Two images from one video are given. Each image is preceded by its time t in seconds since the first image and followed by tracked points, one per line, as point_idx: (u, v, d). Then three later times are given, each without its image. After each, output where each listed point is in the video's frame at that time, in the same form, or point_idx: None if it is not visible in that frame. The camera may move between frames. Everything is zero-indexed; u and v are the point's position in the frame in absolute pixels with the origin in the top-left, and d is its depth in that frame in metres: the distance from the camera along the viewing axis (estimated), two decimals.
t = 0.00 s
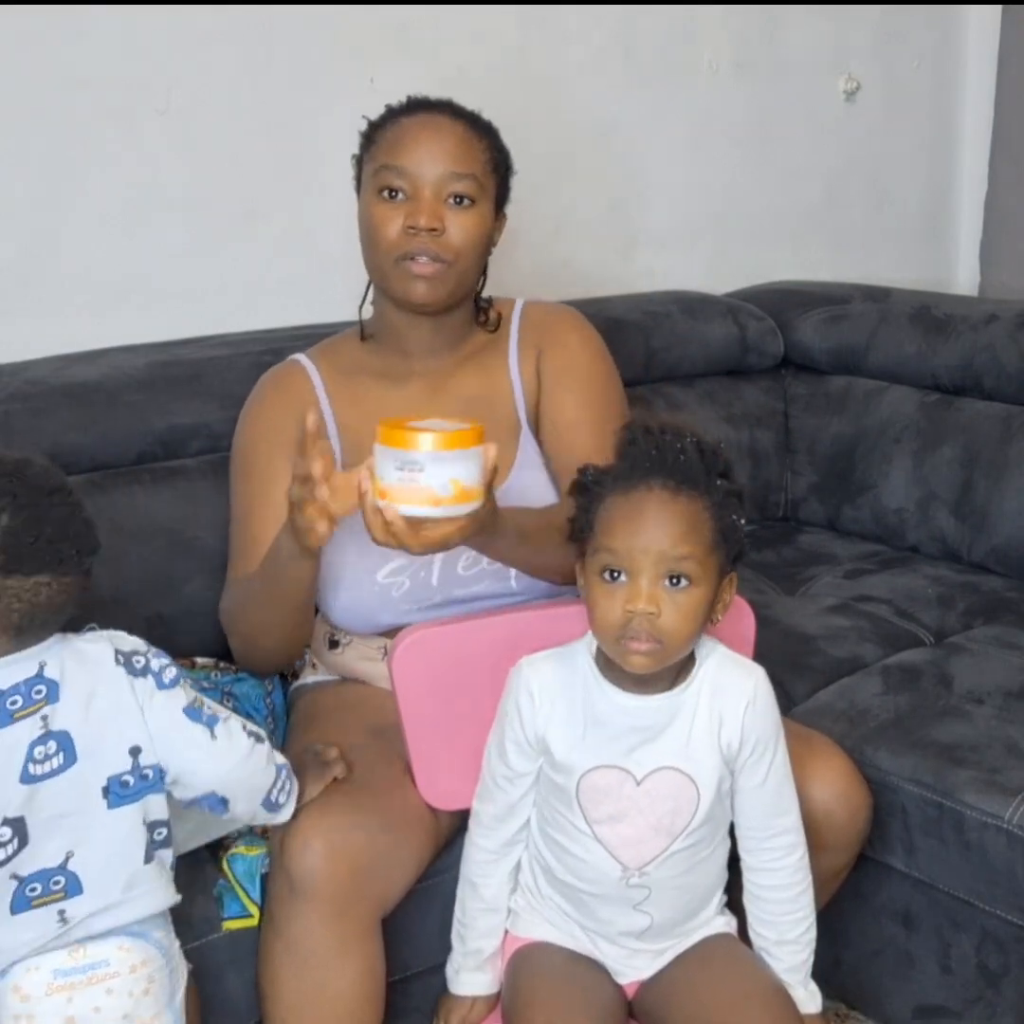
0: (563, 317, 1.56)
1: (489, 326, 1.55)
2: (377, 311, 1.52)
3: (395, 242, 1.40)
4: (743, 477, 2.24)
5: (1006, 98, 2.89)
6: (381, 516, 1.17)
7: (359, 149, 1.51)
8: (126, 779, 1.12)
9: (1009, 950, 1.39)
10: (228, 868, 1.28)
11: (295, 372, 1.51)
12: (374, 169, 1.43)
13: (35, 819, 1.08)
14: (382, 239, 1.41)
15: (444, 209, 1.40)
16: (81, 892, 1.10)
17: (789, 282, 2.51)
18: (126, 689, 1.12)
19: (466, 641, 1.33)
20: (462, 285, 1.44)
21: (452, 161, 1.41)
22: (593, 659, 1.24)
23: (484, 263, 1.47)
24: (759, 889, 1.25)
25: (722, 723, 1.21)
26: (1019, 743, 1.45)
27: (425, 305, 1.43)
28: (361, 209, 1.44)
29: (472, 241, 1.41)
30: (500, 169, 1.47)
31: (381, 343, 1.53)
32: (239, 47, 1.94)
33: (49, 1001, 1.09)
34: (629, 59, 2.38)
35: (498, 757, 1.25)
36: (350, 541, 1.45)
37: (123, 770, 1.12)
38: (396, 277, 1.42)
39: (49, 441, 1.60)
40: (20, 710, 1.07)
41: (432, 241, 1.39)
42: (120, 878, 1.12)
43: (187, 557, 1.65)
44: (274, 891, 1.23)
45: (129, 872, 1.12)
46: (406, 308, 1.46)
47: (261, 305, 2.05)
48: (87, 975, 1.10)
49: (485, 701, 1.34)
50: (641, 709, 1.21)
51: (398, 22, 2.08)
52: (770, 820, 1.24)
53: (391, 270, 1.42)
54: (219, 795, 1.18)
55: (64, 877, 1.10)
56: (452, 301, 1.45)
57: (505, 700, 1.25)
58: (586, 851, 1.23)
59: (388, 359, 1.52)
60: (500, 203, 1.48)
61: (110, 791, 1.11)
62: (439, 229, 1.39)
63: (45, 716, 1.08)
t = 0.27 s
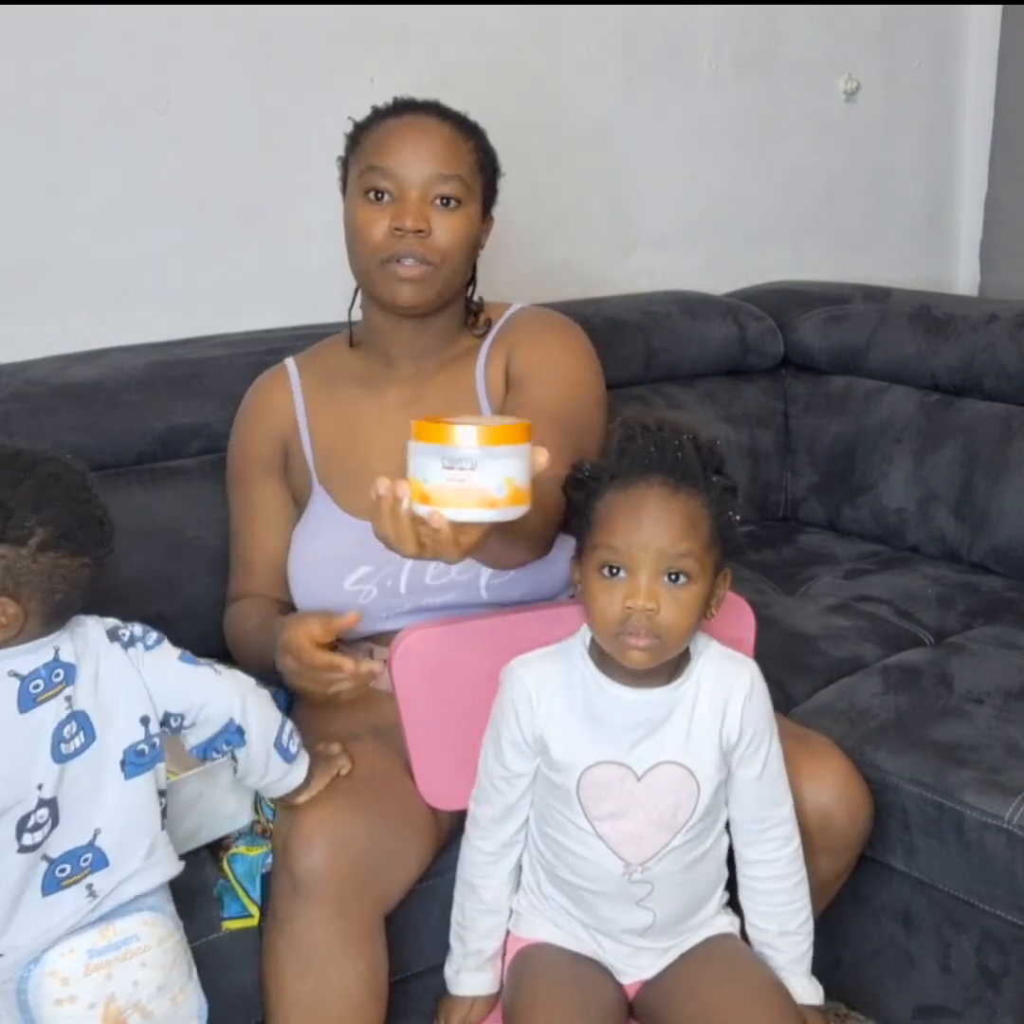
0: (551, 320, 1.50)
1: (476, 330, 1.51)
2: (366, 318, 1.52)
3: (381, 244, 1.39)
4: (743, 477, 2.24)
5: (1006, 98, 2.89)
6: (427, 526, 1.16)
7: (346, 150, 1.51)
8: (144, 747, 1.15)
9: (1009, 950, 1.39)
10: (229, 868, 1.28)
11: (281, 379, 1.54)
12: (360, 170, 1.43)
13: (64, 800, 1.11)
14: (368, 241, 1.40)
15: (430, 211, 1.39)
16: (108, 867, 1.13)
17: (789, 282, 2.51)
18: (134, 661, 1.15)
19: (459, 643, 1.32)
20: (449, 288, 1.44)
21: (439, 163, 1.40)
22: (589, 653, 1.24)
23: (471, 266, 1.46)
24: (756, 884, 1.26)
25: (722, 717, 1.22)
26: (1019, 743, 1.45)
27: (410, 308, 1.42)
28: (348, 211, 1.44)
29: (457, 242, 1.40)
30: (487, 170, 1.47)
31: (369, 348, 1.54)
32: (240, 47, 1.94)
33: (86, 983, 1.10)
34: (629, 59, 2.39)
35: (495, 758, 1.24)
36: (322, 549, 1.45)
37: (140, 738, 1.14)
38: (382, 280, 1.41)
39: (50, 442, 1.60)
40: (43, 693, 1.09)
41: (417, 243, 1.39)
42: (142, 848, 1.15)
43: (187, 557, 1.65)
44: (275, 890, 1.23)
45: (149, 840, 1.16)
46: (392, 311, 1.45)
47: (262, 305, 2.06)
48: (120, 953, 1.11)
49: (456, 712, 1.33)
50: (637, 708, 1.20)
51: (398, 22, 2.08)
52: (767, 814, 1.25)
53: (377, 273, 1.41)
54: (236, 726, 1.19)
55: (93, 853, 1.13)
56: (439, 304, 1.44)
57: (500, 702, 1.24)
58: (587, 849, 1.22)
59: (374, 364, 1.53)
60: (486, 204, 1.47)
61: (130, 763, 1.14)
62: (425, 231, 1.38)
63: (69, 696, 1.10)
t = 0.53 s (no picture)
0: (535, 319, 1.48)
1: (461, 332, 1.50)
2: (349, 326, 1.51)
3: (359, 249, 1.38)
4: (743, 476, 2.24)
5: (1006, 98, 2.89)
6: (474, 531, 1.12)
7: (325, 154, 1.49)
8: (136, 736, 1.18)
9: (1009, 950, 1.39)
10: (229, 868, 1.29)
11: (263, 390, 1.55)
12: (340, 176, 1.41)
13: (72, 789, 1.13)
14: (347, 246, 1.39)
15: (410, 215, 1.38)
16: (118, 854, 1.15)
17: (789, 282, 2.51)
18: (116, 657, 1.19)
19: (456, 644, 1.32)
20: (430, 293, 1.42)
21: (418, 167, 1.39)
22: (585, 646, 1.24)
23: (452, 270, 1.44)
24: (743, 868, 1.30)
25: (721, 704, 1.24)
26: (1019, 743, 1.45)
27: (391, 315, 1.41)
28: (326, 216, 1.42)
29: (438, 248, 1.39)
30: (469, 174, 1.45)
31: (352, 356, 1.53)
32: (240, 47, 1.94)
33: (112, 969, 1.12)
34: (629, 59, 2.39)
35: (496, 757, 1.24)
36: (308, 558, 1.44)
37: (131, 729, 1.18)
38: (360, 285, 1.40)
39: (50, 442, 1.60)
40: (43, 686, 1.13)
41: (396, 247, 1.37)
42: (146, 832, 1.18)
43: (186, 557, 1.65)
44: (276, 891, 1.23)
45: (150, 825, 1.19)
46: (373, 319, 1.43)
47: (262, 305, 2.06)
48: (138, 938, 1.14)
49: (448, 719, 1.33)
50: (639, 700, 1.21)
51: (398, 22, 2.08)
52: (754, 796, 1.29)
53: (357, 279, 1.40)
54: (214, 711, 1.23)
55: (102, 843, 1.15)
56: (421, 311, 1.43)
57: (500, 703, 1.24)
58: (595, 841, 1.22)
59: (355, 372, 1.52)
60: (468, 209, 1.46)
61: (125, 753, 1.17)
62: (404, 235, 1.37)
63: (66, 688, 1.14)
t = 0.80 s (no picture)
0: (521, 319, 1.49)
1: (453, 334, 1.50)
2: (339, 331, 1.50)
3: (347, 256, 1.37)
4: (743, 477, 2.24)
5: (1007, 98, 2.89)
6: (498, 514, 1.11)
7: (311, 158, 1.48)
8: (116, 738, 1.21)
9: (1009, 950, 1.39)
10: (229, 869, 1.29)
11: (258, 396, 1.54)
12: (325, 181, 1.40)
13: (61, 790, 1.15)
14: (335, 254, 1.38)
15: (398, 221, 1.37)
16: (111, 852, 1.17)
17: (789, 282, 2.51)
18: (90, 666, 1.21)
19: (456, 644, 1.33)
20: (420, 298, 1.41)
21: (404, 171, 1.38)
22: (588, 642, 1.25)
23: (442, 274, 1.43)
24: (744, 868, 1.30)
25: (722, 700, 1.25)
26: (1019, 743, 1.45)
27: (382, 321, 1.40)
28: (313, 223, 1.41)
29: (427, 252, 1.38)
30: (455, 174, 1.44)
31: (344, 362, 1.52)
32: (240, 47, 1.94)
33: (116, 963, 1.13)
34: (629, 59, 2.39)
35: (498, 752, 1.24)
36: (304, 565, 1.43)
37: (111, 731, 1.20)
38: (349, 293, 1.39)
39: (50, 442, 1.60)
40: (23, 687, 1.15)
41: (384, 254, 1.36)
42: (133, 832, 1.20)
43: (187, 557, 1.65)
44: (275, 892, 1.23)
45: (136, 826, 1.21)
46: (363, 325, 1.43)
47: (261, 305, 2.06)
48: (138, 932, 1.15)
49: (446, 723, 1.33)
50: (644, 692, 1.21)
51: (398, 22, 2.08)
52: (756, 793, 1.29)
53: (346, 287, 1.39)
54: (178, 721, 1.25)
55: (94, 842, 1.16)
56: (412, 316, 1.42)
57: (501, 700, 1.24)
58: (597, 834, 1.23)
59: (347, 378, 1.51)
60: (456, 209, 1.45)
61: (107, 755, 1.19)
62: (392, 242, 1.36)
63: (46, 691, 1.16)
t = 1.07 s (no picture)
0: (516, 320, 1.48)
1: (450, 338, 1.49)
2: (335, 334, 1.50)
3: (342, 263, 1.37)
4: (743, 477, 2.24)
5: (1007, 98, 2.89)
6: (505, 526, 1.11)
7: (305, 161, 1.48)
8: (116, 738, 1.21)
9: (1009, 950, 1.39)
10: (229, 869, 1.29)
11: (255, 400, 1.54)
12: (319, 186, 1.40)
13: (64, 788, 1.15)
14: (330, 260, 1.38)
15: (392, 226, 1.37)
16: (115, 850, 1.17)
17: (789, 282, 2.51)
18: (87, 670, 1.22)
19: (455, 645, 1.33)
20: (416, 302, 1.41)
21: (398, 176, 1.38)
22: (583, 643, 1.25)
23: (438, 276, 1.43)
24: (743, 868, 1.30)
25: (717, 698, 1.25)
26: (1019, 743, 1.45)
27: (377, 326, 1.40)
28: (307, 229, 1.41)
29: (421, 257, 1.38)
30: (449, 177, 1.44)
31: (340, 365, 1.52)
32: (241, 47, 1.94)
33: (122, 962, 1.13)
34: (629, 59, 2.39)
35: (493, 752, 1.24)
36: (302, 570, 1.43)
37: (111, 731, 1.21)
38: (345, 298, 1.39)
39: (49, 442, 1.60)
40: (22, 688, 1.15)
41: (379, 260, 1.36)
42: (136, 831, 1.20)
43: (187, 557, 1.65)
44: (275, 891, 1.23)
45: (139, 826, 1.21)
46: (359, 331, 1.43)
47: (262, 305, 2.06)
48: (144, 931, 1.15)
49: (445, 726, 1.33)
50: (638, 688, 1.23)
51: (398, 22, 2.08)
52: (752, 792, 1.29)
53: (341, 293, 1.39)
54: (172, 725, 1.25)
55: (98, 840, 1.16)
56: (407, 321, 1.42)
57: (497, 699, 1.24)
58: (593, 831, 1.23)
59: (344, 382, 1.51)
60: (451, 212, 1.44)
61: (108, 755, 1.20)
62: (387, 247, 1.36)
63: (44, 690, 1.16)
